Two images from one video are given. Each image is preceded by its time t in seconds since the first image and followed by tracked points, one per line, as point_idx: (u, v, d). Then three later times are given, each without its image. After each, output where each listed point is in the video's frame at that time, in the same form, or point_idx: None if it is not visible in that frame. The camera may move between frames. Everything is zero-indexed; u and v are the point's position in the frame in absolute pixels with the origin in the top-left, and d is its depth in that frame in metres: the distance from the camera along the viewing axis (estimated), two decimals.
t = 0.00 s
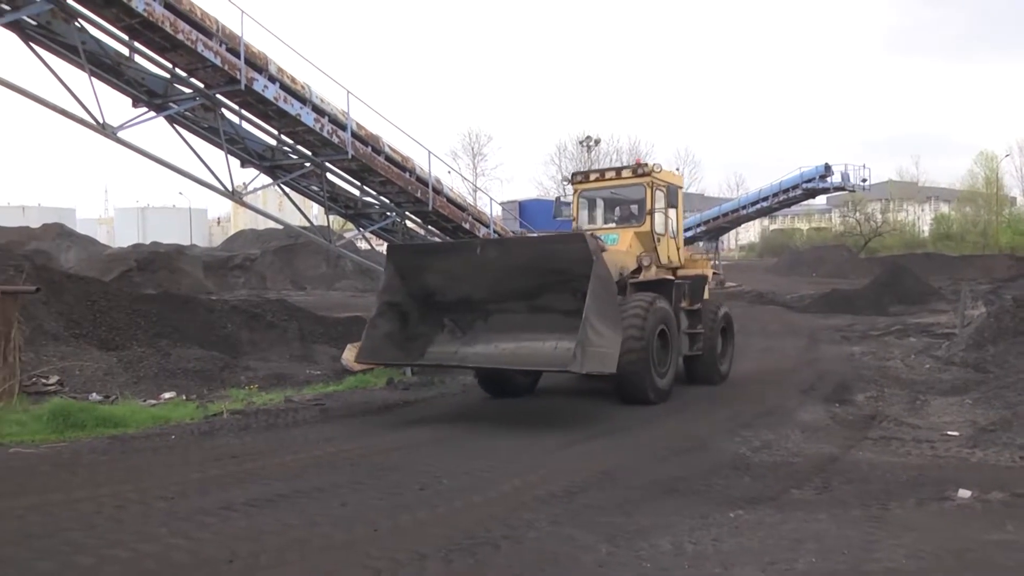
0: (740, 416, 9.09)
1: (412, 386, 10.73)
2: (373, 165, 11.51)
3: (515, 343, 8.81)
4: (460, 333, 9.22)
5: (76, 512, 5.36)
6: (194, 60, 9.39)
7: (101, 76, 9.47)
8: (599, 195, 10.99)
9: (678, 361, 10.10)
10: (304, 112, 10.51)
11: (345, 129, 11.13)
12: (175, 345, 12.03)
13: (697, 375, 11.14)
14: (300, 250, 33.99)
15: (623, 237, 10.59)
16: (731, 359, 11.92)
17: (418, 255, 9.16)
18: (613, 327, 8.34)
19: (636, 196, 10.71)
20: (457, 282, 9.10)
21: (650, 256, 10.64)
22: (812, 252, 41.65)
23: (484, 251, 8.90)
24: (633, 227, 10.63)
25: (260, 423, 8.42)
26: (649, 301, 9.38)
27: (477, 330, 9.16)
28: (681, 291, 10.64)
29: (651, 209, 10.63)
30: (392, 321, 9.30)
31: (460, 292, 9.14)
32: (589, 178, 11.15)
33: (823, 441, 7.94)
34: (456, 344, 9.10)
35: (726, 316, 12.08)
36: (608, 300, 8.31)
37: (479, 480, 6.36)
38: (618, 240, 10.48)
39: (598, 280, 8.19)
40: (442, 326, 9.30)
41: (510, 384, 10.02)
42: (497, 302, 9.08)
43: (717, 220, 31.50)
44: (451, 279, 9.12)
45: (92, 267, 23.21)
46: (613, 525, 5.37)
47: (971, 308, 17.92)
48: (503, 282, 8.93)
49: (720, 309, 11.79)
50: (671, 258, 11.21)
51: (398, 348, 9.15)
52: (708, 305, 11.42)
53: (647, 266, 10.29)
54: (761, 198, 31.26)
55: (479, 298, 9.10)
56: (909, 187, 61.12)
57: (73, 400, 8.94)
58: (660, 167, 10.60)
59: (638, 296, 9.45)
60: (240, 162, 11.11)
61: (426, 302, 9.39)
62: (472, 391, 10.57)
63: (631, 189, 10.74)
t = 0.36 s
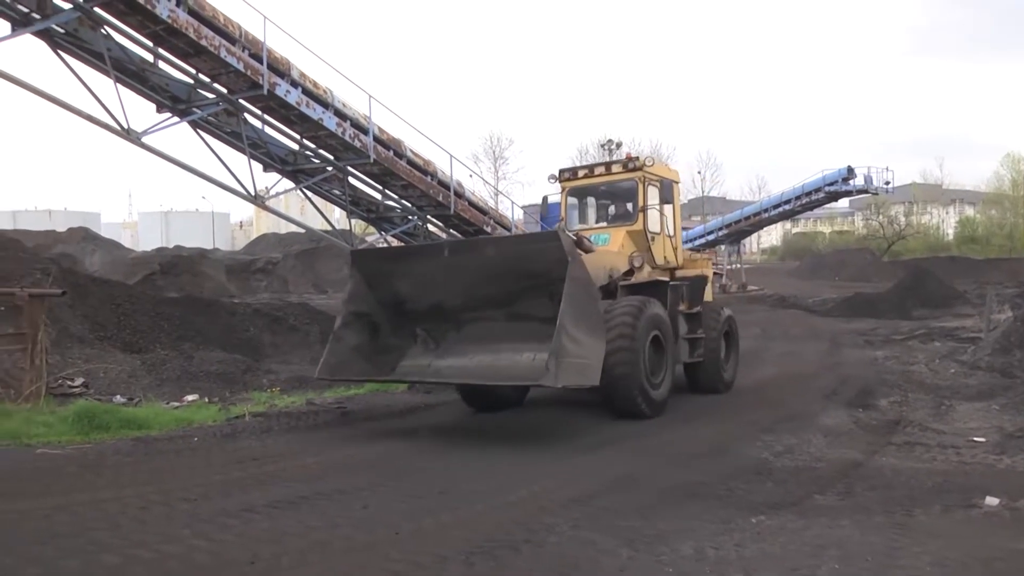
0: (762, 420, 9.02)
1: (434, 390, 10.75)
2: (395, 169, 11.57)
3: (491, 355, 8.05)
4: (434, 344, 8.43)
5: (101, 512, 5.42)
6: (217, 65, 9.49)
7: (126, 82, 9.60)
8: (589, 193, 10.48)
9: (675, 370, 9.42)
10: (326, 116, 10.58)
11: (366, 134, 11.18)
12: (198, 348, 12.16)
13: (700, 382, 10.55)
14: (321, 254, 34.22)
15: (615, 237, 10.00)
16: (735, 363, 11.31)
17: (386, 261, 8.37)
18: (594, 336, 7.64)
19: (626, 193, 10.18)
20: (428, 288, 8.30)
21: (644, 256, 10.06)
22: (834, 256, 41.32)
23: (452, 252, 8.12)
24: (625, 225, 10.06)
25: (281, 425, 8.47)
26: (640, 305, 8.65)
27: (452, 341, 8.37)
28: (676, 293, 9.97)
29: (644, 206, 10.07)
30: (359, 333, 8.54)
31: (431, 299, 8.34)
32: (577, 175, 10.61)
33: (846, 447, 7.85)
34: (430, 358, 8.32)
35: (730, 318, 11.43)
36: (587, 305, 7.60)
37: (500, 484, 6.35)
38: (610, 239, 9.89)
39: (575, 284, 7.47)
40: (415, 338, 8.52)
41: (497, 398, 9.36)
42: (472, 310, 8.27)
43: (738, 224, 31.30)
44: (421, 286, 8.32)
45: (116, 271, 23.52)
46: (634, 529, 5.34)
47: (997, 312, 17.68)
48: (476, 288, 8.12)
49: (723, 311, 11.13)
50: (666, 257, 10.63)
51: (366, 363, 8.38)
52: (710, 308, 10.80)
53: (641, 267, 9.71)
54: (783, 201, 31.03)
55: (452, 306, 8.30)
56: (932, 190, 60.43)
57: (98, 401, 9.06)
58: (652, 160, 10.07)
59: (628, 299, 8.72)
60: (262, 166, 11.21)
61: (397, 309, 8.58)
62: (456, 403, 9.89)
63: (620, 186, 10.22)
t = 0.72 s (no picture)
0: (789, 429, 8.90)
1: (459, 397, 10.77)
2: (421, 177, 11.63)
3: (459, 372, 7.33)
4: (402, 360, 7.80)
5: (130, 515, 5.49)
6: (245, 74, 9.61)
7: (156, 91, 9.75)
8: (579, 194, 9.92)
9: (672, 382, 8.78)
10: (353, 124, 10.66)
11: (393, 141, 11.25)
12: (224, 354, 12.30)
13: (702, 393, 9.98)
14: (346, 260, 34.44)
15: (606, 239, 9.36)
16: (743, 373, 10.73)
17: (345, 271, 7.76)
18: (565, 346, 7.05)
19: (618, 191, 9.59)
20: (390, 299, 7.69)
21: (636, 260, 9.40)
22: (862, 263, 40.82)
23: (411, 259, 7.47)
24: (617, 227, 9.45)
25: (308, 431, 8.53)
26: (628, 312, 7.98)
27: (420, 357, 7.73)
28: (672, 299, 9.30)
29: (636, 205, 9.46)
30: (319, 349, 7.91)
31: (395, 311, 7.73)
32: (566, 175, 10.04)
33: (875, 456, 7.74)
34: (397, 374, 7.69)
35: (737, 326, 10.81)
36: (556, 311, 7.01)
37: (525, 491, 6.34)
38: (601, 242, 9.25)
39: (540, 288, 6.86)
40: (382, 353, 7.90)
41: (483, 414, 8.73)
42: (439, 322, 7.61)
43: (764, 230, 31.04)
44: (383, 296, 7.72)
45: (146, 277, 23.86)
46: (660, 537, 5.31)
47: None
48: (441, 298, 7.49)
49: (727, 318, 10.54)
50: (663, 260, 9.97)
51: (328, 382, 7.73)
52: (713, 315, 10.27)
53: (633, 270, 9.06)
54: (810, 207, 30.73)
55: (419, 318, 7.67)
56: (962, 195, 59.56)
57: (127, 406, 9.19)
58: (644, 155, 9.49)
59: (615, 306, 8.05)
60: (289, 174, 11.31)
61: (362, 323, 7.96)
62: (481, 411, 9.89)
63: (612, 184, 9.63)
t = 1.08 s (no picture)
0: (820, 440, 8.79)
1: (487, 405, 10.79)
2: (450, 185, 11.71)
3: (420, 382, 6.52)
4: (365, 369, 7.06)
5: (162, 520, 5.57)
6: (276, 84, 9.74)
7: (188, 102, 9.92)
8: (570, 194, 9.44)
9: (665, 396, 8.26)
10: (382, 133, 10.75)
11: (422, 150, 11.33)
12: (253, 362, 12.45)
13: (704, 408, 9.49)
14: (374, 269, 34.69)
15: (596, 242, 8.90)
16: (750, 388, 10.17)
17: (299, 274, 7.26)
18: (527, 352, 6.36)
19: (610, 189, 9.11)
20: (347, 302, 7.06)
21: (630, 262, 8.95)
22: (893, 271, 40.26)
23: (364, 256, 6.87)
24: (608, 228, 8.98)
25: (336, 439, 8.59)
26: (608, 319, 7.43)
27: (383, 365, 6.94)
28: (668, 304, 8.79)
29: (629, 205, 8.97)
30: (275, 357, 7.40)
31: (357, 316, 7.07)
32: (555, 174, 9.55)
33: (908, 468, 7.62)
34: (358, 386, 6.90)
35: (742, 334, 10.25)
36: (513, 314, 6.36)
37: (552, 500, 6.31)
38: (591, 245, 8.84)
39: (492, 287, 6.24)
40: (344, 362, 7.20)
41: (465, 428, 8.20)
42: (401, 327, 6.91)
43: (794, 238, 30.76)
44: (342, 300, 7.10)
45: (178, 286, 24.23)
46: (689, 548, 5.26)
47: None
48: (399, 300, 6.81)
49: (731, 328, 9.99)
50: (660, 264, 9.50)
51: (284, 392, 7.23)
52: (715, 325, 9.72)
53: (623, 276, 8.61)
54: (840, 214, 30.40)
55: (380, 323, 6.99)
56: (997, 202, 58.58)
57: (159, 413, 9.32)
58: (636, 151, 8.98)
59: (594, 312, 7.52)
60: (319, 183, 11.43)
61: (323, 330, 7.34)
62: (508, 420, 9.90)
63: (604, 182, 9.15)
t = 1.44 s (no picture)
0: (853, 452, 8.66)
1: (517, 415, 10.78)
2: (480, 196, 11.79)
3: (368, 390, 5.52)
4: (318, 377, 6.04)
5: (196, 527, 5.63)
6: (307, 96, 9.86)
7: (221, 115, 10.08)
8: (561, 194, 8.87)
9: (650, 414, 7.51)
10: (413, 144, 10.84)
11: (453, 161, 11.42)
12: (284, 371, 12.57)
13: (703, 430, 8.66)
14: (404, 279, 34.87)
15: (584, 245, 8.35)
16: (756, 406, 9.35)
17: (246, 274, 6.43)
18: (473, 360, 5.59)
19: (602, 188, 8.53)
20: (297, 302, 6.16)
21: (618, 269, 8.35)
22: (927, 281, 39.61)
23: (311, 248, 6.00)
24: (598, 230, 8.39)
25: (366, 448, 8.63)
26: (582, 329, 6.69)
27: (335, 372, 5.92)
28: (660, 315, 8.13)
29: (622, 205, 8.36)
30: (226, 362, 6.51)
31: (309, 316, 6.15)
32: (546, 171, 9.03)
33: (944, 481, 7.48)
34: (310, 394, 5.91)
35: (745, 342, 9.34)
36: (459, 316, 5.58)
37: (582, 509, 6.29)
38: (578, 248, 8.36)
39: (431, 284, 5.46)
40: (298, 370, 6.20)
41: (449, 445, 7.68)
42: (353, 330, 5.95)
43: (825, 247, 30.39)
44: (293, 301, 6.20)
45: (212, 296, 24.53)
46: (720, 560, 5.21)
47: None
48: (347, 301, 5.90)
49: (732, 339, 9.07)
50: (653, 270, 8.88)
51: (231, 402, 6.32)
52: (712, 335, 8.87)
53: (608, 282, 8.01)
54: (872, 223, 29.98)
55: (332, 327, 6.05)
56: None
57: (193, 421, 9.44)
58: (630, 147, 8.38)
59: (568, 320, 6.80)
60: (350, 194, 11.54)
61: (278, 334, 6.41)
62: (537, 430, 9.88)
63: (596, 181, 8.57)
